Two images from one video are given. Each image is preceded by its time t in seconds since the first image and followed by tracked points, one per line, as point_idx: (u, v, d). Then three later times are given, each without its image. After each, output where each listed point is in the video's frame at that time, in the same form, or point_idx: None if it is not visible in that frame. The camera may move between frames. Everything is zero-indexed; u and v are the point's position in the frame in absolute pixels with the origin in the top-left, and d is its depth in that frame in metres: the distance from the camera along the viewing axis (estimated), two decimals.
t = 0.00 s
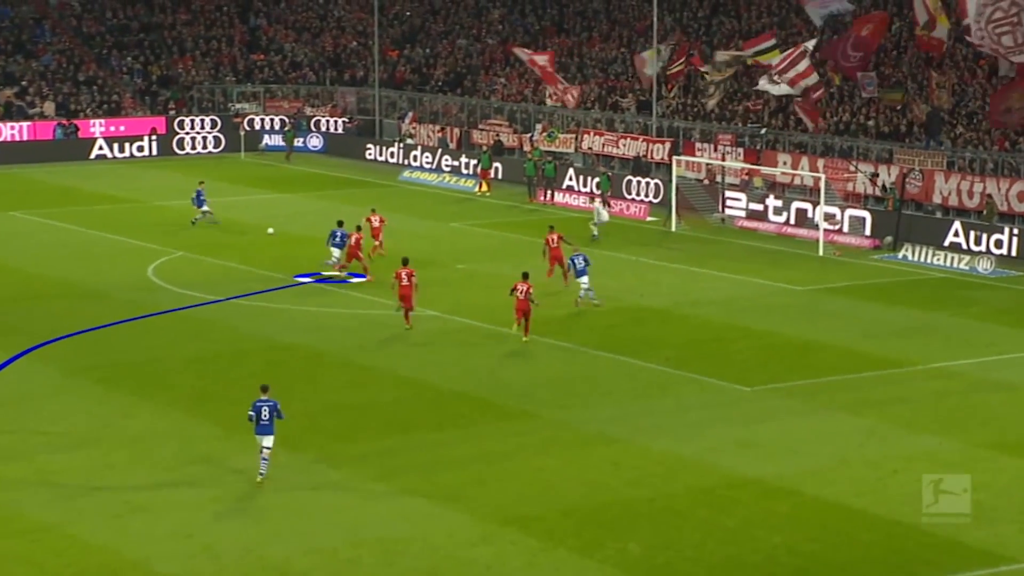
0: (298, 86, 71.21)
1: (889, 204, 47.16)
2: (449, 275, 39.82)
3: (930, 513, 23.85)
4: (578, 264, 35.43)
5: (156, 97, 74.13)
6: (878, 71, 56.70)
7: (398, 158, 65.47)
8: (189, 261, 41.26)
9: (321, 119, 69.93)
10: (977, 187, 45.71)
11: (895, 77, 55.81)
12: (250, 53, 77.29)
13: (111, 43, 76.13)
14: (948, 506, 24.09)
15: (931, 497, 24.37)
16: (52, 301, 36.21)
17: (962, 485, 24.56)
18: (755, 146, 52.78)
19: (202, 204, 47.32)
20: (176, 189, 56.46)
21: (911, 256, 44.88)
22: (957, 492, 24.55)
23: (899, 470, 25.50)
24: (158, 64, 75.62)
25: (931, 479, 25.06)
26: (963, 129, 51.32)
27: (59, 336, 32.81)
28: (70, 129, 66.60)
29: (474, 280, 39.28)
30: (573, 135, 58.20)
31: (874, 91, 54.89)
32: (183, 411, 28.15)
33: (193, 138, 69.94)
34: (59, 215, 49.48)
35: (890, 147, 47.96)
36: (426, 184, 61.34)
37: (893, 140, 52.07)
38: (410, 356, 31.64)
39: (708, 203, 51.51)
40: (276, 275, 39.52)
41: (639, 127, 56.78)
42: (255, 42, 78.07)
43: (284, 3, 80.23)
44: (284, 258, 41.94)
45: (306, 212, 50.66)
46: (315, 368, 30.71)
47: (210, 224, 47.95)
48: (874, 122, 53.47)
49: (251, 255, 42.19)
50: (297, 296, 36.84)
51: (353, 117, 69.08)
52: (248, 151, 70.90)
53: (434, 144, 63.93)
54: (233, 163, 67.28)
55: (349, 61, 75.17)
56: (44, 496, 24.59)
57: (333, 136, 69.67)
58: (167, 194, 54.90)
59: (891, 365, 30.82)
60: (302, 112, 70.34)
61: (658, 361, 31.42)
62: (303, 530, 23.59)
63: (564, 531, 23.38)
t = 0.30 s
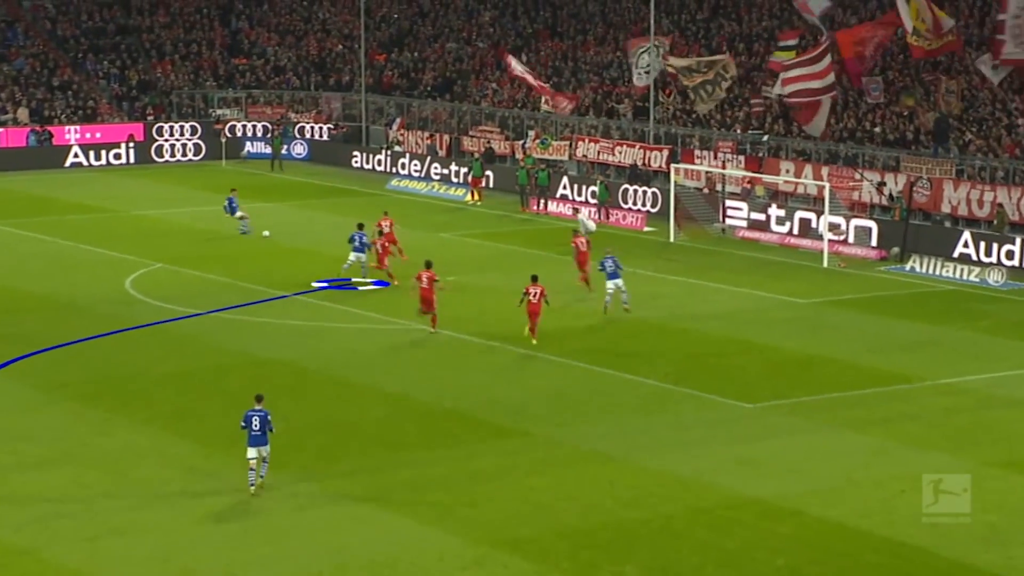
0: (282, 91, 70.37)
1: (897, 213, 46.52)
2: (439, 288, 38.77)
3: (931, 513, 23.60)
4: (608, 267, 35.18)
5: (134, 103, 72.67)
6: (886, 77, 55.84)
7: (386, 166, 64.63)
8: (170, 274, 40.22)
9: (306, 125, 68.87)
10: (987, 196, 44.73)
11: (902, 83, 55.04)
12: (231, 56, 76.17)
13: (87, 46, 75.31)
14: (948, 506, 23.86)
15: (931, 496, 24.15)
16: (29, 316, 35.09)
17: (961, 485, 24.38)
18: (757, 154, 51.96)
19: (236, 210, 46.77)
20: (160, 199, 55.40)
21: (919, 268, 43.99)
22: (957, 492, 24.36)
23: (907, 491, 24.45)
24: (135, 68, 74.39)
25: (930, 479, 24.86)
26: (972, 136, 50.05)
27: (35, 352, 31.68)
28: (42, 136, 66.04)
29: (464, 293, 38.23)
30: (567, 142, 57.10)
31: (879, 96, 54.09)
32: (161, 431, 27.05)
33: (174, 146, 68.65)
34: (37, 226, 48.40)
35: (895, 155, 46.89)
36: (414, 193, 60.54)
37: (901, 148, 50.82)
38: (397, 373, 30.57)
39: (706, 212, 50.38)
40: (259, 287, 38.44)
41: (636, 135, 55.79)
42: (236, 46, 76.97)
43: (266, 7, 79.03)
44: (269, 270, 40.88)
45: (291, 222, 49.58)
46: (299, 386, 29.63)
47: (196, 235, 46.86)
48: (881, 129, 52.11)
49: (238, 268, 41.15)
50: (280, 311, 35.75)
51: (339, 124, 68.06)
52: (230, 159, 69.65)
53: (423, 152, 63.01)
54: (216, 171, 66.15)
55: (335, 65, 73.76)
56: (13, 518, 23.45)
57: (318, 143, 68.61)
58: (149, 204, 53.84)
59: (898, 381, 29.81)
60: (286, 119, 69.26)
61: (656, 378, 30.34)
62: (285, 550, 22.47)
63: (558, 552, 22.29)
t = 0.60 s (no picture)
0: (273, 98, 69.44)
1: (910, 223, 45.31)
2: (436, 301, 37.94)
3: (930, 513, 23.45)
4: (641, 272, 34.95)
5: (120, 109, 71.67)
6: (897, 81, 55.01)
7: (380, 175, 64.17)
8: (159, 286, 39.33)
9: (298, 133, 67.95)
10: (1004, 207, 43.46)
11: (916, 90, 54.24)
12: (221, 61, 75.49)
13: (71, 51, 74.43)
14: (948, 506, 23.71)
15: (930, 496, 24.02)
16: (15, 330, 34.20)
17: (962, 485, 24.24)
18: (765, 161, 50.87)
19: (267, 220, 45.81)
20: (150, 209, 54.54)
21: (933, 282, 43.19)
22: (957, 492, 24.23)
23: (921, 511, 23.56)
24: (121, 74, 73.19)
25: (930, 479, 24.73)
26: (989, 144, 48.84)
27: (19, 368, 30.77)
28: (25, 145, 64.86)
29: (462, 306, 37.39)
30: (569, 150, 56.32)
31: (892, 103, 53.56)
32: (148, 450, 26.15)
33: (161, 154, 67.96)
34: (24, 237, 47.56)
35: (908, 164, 46.13)
36: (410, 203, 59.82)
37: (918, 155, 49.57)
38: (393, 389, 29.70)
39: (712, 221, 49.57)
40: (251, 300, 37.55)
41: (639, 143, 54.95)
42: (226, 51, 76.48)
43: (257, 9, 78.95)
44: (261, 282, 40.02)
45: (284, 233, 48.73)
46: (292, 403, 28.73)
47: (189, 246, 45.90)
48: (894, 137, 50.77)
49: (231, 280, 40.23)
50: (273, 325, 34.84)
51: (333, 131, 67.13)
52: (221, 168, 68.78)
53: (419, 160, 62.10)
54: (207, 180, 65.26)
55: (329, 71, 72.84)
56: None
57: (310, 150, 67.68)
58: (140, 215, 53.00)
59: (911, 398, 28.90)
60: (277, 126, 68.48)
61: (660, 394, 29.46)
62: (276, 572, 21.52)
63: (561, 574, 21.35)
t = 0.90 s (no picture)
0: (264, 102, 68.83)
1: (924, 232, 44.55)
2: (435, 312, 37.09)
3: (931, 512, 23.35)
4: (662, 278, 34.83)
5: (106, 114, 70.76)
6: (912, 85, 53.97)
7: (375, 182, 62.70)
8: (150, 298, 38.46)
9: (291, 138, 67.08)
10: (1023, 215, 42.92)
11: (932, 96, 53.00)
12: (210, 64, 74.60)
13: (55, 54, 73.82)
14: (948, 506, 23.64)
15: (930, 496, 23.97)
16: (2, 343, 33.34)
17: (962, 485, 24.21)
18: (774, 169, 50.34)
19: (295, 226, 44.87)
20: (142, 218, 53.68)
21: (948, 293, 42.31)
22: (957, 492, 24.20)
23: (937, 531, 22.68)
24: (107, 77, 72.45)
25: (930, 479, 24.70)
26: (1007, 150, 48.17)
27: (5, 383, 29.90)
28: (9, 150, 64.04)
29: (462, 317, 36.54)
30: (571, 157, 55.54)
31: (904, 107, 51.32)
32: (136, 468, 25.28)
33: (149, 161, 66.92)
34: (13, 247, 46.75)
35: (923, 170, 45.75)
36: (407, 210, 58.69)
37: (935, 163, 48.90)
38: (390, 405, 28.84)
39: (720, 231, 48.47)
40: (243, 313, 36.62)
41: (642, 149, 54.15)
42: (216, 53, 75.66)
43: (248, 11, 77.71)
44: (255, 293, 39.18)
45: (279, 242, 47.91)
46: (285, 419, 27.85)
47: (183, 256, 45.08)
48: (908, 143, 50.14)
49: (225, 291, 39.38)
50: (266, 339, 33.94)
51: (327, 137, 66.33)
52: (209, 173, 67.92)
53: (416, 167, 61.31)
54: (198, 187, 64.42)
55: (322, 74, 72.03)
56: None
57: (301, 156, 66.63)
58: (132, 223, 52.18)
59: (924, 414, 28.03)
60: (269, 131, 67.73)
61: (666, 410, 28.60)
62: None
63: None
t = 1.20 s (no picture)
0: (256, 100, 68.25)
1: (936, 234, 43.85)
2: (433, 316, 36.47)
3: (932, 513, 23.06)
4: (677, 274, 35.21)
5: (94, 113, 70.02)
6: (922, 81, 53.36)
7: (373, 183, 62.00)
8: (142, 302, 37.81)
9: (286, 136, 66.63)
10: None
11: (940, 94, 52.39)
12: (202, 61, 73.86)
13: (42, 51, 73.10)
14: (949, 506, 23.35)
15: (930, 496, 23.71)
16: None
17: (962, 486, 23.95)
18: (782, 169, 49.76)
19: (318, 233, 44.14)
20: (134, 219, 53.04)
21: (960, 296, 41.64)
22: (958, 492, 23.92)
23: (946, 541, 22.05)
24: (95, 75, 71.74)
25: (930, 479, 24.41)
26: (1019, 150, 47.71)
27: None
28: None
29: (461, 321, 35.93)
30: (572, 157, 54.98)
31: (916, 107, 50.27)
32: (125, 476, 24.66)
33: (136, 160, 66.47)
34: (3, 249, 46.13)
35: (935, 171, 45.31)
36: (404, 211, 57.90)
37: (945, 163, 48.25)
38: (386, 411, 28.23)
39: (726, 233, 47.77)
40: (236, 317, 35.98)
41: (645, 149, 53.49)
42: (207, 49, 74.64)
43: (240, 7, 76.44)
44: (249, 296, 38.55)
45: (274, 244, 47.32)
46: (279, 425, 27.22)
47: (176, 259, 44.48)
48: (920, 142, 49.55)
49: (219, 295, 38.75)
50: (260, 343, 33.31)
51: (322, 137, 65.74)
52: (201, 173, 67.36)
53: (414, 167, 60.75)
54: (190, 188, 63.84)
55: (317, 72, 71.70)
56: None
57: (295, 156, 65.96)
58: (125, 225, 51.55)
59: (934, 421, 27.42)
60: (263, 131, 67.22)
61: (669, 416, 28.00)
62: None
63: None
